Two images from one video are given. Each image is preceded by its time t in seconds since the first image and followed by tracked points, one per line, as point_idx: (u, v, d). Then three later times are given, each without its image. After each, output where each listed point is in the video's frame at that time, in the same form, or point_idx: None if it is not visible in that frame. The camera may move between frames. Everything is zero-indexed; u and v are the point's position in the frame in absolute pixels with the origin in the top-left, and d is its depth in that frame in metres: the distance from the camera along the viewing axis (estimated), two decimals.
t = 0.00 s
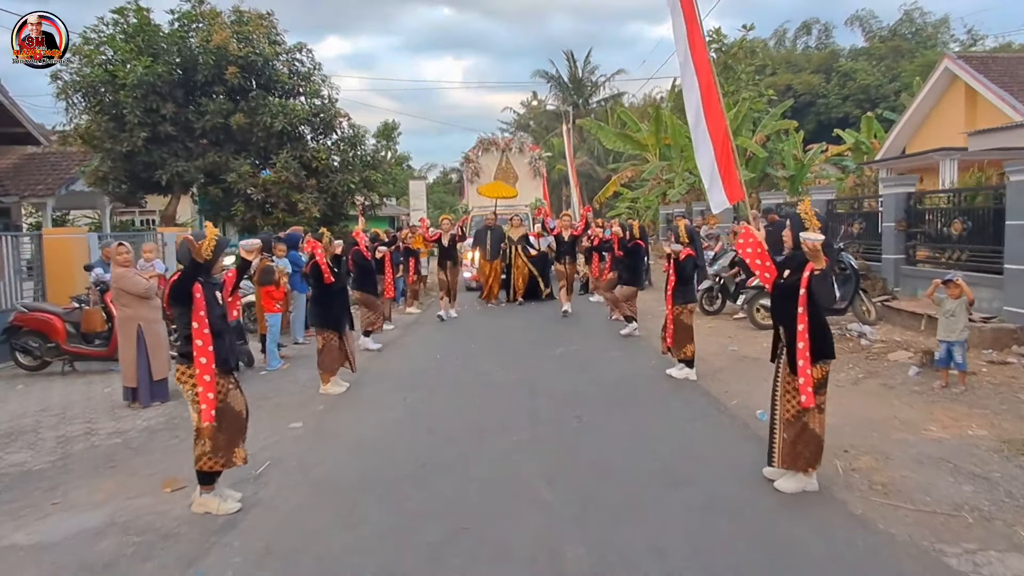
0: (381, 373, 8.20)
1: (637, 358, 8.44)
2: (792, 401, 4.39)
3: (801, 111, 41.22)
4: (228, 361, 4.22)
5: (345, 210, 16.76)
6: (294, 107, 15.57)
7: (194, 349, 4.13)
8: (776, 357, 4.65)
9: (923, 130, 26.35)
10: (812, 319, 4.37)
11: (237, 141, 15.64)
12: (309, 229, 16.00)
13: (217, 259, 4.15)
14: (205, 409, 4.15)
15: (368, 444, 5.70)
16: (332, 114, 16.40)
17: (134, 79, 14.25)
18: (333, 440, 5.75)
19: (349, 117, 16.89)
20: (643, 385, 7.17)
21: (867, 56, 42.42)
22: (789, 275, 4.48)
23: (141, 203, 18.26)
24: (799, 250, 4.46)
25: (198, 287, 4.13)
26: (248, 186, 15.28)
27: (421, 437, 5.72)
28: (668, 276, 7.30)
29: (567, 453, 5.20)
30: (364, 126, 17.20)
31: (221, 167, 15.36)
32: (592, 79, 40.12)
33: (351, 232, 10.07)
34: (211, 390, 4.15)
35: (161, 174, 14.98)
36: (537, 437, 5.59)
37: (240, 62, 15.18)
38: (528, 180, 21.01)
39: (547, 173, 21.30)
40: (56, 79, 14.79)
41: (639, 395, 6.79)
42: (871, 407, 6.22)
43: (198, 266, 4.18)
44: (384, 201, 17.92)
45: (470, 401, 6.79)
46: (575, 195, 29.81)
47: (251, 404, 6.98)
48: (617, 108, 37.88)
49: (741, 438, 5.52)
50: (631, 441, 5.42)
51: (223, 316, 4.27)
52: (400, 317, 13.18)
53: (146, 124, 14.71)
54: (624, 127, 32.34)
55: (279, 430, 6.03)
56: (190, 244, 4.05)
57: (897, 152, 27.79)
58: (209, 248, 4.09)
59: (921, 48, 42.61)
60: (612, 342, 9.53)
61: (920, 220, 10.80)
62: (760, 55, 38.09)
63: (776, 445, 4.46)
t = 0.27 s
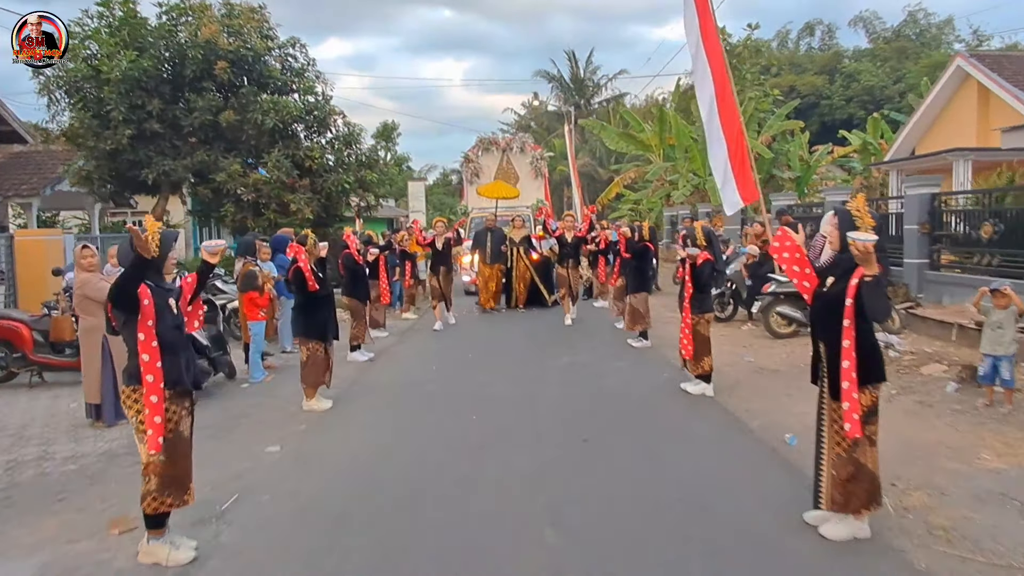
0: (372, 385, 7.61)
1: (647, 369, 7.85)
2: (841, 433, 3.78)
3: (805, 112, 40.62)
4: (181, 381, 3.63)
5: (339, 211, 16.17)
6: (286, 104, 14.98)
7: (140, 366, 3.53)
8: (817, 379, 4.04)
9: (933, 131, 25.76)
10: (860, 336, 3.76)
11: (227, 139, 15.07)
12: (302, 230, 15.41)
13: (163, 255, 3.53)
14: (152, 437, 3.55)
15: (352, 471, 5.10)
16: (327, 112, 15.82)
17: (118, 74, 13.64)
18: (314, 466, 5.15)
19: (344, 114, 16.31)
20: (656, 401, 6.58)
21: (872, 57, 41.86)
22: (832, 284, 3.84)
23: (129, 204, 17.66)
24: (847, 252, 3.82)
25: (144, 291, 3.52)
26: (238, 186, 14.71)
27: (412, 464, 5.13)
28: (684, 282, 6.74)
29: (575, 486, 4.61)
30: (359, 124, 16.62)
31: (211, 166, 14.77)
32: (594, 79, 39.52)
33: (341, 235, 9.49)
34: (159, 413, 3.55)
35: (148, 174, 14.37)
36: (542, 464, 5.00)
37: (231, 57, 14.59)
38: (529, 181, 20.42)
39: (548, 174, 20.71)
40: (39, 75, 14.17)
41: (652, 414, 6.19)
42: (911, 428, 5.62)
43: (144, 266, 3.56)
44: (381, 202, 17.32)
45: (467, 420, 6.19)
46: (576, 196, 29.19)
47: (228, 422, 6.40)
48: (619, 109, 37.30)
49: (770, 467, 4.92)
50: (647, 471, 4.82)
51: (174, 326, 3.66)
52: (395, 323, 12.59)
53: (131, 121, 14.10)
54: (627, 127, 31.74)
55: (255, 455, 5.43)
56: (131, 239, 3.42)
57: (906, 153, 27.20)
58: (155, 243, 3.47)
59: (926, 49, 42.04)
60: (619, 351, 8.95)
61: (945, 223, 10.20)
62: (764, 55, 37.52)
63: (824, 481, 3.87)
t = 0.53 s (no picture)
0: (359, 399, 7.02)
1: (657, 382, 7.25)
2: (895, 475, 3.17)
3: (809, 112, 39.98)
4: (110, 416, 3.05)
5: (333, 210, 15.57)
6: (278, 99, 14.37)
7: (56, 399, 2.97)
8: (869, 408, 3.41)
9: (944, 131, 25.13)
10: (926, 358, 3.13)
11: (217, 136, 14.48)
12: (295, 231, 14.82)
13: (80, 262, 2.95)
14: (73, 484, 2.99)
15: (329, 504, 4.49)
16: (320, 108, 15.22)
17: (101, 67, 13.03)
18: (286, 498, 4.54)
19: (338, 111, 15.70)
20: (669, 420, 5.98)
21: (876, 57, 41.25)
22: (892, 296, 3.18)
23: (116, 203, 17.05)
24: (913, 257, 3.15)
25: (62, 307, 2.96)
26: (227, 184, 14.13)
27: (397, 496, 4.51)
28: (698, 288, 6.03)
29: (583, 526, 3.99)
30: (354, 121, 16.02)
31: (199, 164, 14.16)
32: (596, 79, 38.92)
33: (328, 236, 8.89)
34: (79, 456, 2.99)
35: (132, 172, 13.76)
36: (545, 498, 4.38)
37: (220, 50, 13.98)
38: (531, 180, 19.81)
39: (550, 173, 20.11)
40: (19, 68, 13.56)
41: (666, 435, 5.57)
42: (959, 454, 5.00)
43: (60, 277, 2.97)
44: (377, 202, 16.70)
45: (461, 441, 5.57)
46: (579, 197, 28.57)
47: (199, 442, 5.80)
48: (622, 108, 36.69)
49: (806, 502, 4.30)
50: (666, 507, 4.20)
51: (100, 350, 3.07)
52: (390, 328, 12.00)
53: (115, 117, 13.50)
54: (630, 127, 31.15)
55: (221, 484, 4.82)
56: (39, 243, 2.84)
57: (915, 153, 26.55)
58: (69, 249, 2.89)
59: (931, 49, 41.42)
60: (626, 361, 8.35)
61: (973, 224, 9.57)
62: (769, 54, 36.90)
63: (880, 530, 3.27)
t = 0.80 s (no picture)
0: (346, 414, 6.44)
1: (670, 396, 6.67)
2: (974, 531, 2.70)
3: (814, 112, 39.38)
4: (10, 467, 2.82)
5: (327, 210, 15.00)
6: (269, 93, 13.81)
7: None
8: (949, 450, 2.90)
9: (955, 130, 24.51)
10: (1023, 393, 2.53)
11: (205, 132, 13.93)
12: (287, 231, 14.24)
13: None
14: None
15: (301, 545, 3.92)
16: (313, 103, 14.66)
17: (83, 59, 12.47)
18: (252, 539, 3.97)
19: (333, 106, 15.13)
20: (687, 441, 5.40)
21: (881, 57, 40.67)
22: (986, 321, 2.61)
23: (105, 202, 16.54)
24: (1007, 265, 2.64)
25: None
26: (216, 182, 13.57)
27: (380, 538, 3.93)
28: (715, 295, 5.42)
29: None
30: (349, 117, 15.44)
31: (187, 160, 13.60)
32: (598, 78, 38.38)
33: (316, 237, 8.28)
34: None
35: (116, 169, 13.21)
36: (548, 540, 3.81)
37: (208, 42, 13.42)
38: (532, 179, 19.25)
39: (552, 172, 19.52)
40: None
41: (684, 461, 4.99)
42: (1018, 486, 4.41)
43: None
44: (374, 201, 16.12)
45: (455, 467, 5.00)
46: (581, 197, 28.01)
47: (165, 465, 5.23)
48: (625, 108, 36.10)
49: (851, 547, 3.71)
50: (689, 554, 3.62)
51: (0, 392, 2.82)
52: (384, 334, 11.42)
53: (98, 111, 12.97)
54: (633, 125, 30.59)
55: (181, 520, 4.25)
56: None
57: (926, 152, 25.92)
58: None
59: (937, 48, 40.82)
60: (635, 372, 7.77)
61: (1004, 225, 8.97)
62: (773, 53, 36.36)
63: None
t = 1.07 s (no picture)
0: (331, 433, 5.84)
1: (688, 412, 6.06)
2: None
3: (817, 111, 38.78)
4: None
5: (320, 209, 14.42)
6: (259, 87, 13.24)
7: None
8: None
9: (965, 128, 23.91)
10: None
11: (193, 128, 13.34)
12: (278, 231, 13.65)
13: None
14: None
15: None
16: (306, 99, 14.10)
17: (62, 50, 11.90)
18: None
19: (326, 102, 14.55)
20: (712, 467, 4.80)
21: (884, 56, 40.09)
22: None
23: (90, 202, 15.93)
24: None
25: None
26: (204, 180, 12.98)
27: None
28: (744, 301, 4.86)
29: None
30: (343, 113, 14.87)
31: (172, 158, 13.02)
32: (599, 77, 37.79)
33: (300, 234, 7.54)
34: None
35: (99, 167, 12.62)
36: None
37: (194, 34, 12.85)
38: (533, 178, 18.67)
39: (553, 171, 18.95)
40: None
41: (712, 491, 4.40)
42: None
43: None
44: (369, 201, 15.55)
45: (452, 497, 4.41)
46: (583, 197, 27.41)
47: (125, 494, 4.64)
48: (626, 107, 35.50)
49: None
50: None
51: None
52: (379, 340, 10.82)
53: (79, 106, 12.41)
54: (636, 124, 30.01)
55: (134, 565, 3.66)
56: None
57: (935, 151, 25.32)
58: None
59: (941, 47, 40.24)
60: (648, 383, 7.16)
61: None
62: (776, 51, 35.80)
63: None
